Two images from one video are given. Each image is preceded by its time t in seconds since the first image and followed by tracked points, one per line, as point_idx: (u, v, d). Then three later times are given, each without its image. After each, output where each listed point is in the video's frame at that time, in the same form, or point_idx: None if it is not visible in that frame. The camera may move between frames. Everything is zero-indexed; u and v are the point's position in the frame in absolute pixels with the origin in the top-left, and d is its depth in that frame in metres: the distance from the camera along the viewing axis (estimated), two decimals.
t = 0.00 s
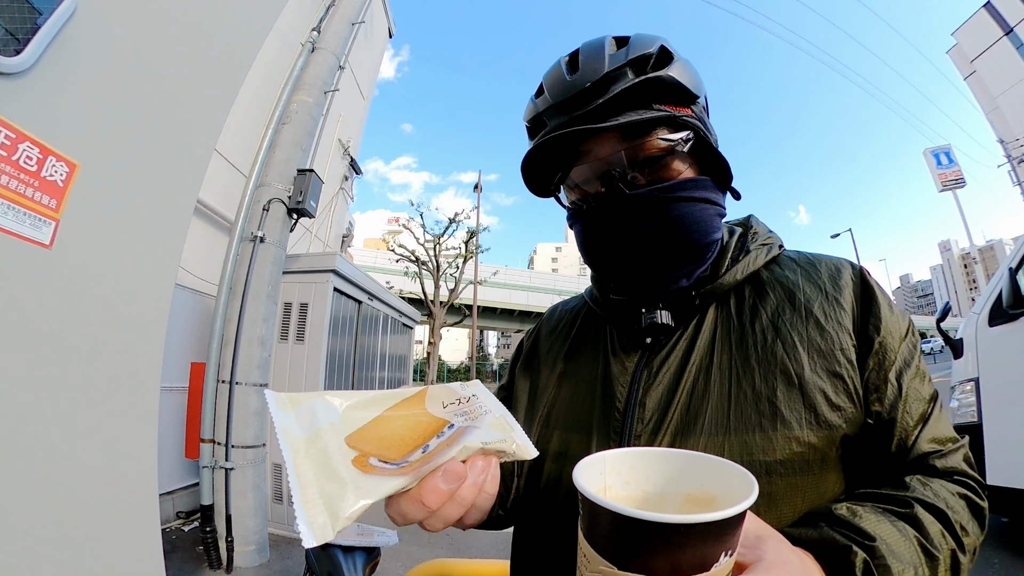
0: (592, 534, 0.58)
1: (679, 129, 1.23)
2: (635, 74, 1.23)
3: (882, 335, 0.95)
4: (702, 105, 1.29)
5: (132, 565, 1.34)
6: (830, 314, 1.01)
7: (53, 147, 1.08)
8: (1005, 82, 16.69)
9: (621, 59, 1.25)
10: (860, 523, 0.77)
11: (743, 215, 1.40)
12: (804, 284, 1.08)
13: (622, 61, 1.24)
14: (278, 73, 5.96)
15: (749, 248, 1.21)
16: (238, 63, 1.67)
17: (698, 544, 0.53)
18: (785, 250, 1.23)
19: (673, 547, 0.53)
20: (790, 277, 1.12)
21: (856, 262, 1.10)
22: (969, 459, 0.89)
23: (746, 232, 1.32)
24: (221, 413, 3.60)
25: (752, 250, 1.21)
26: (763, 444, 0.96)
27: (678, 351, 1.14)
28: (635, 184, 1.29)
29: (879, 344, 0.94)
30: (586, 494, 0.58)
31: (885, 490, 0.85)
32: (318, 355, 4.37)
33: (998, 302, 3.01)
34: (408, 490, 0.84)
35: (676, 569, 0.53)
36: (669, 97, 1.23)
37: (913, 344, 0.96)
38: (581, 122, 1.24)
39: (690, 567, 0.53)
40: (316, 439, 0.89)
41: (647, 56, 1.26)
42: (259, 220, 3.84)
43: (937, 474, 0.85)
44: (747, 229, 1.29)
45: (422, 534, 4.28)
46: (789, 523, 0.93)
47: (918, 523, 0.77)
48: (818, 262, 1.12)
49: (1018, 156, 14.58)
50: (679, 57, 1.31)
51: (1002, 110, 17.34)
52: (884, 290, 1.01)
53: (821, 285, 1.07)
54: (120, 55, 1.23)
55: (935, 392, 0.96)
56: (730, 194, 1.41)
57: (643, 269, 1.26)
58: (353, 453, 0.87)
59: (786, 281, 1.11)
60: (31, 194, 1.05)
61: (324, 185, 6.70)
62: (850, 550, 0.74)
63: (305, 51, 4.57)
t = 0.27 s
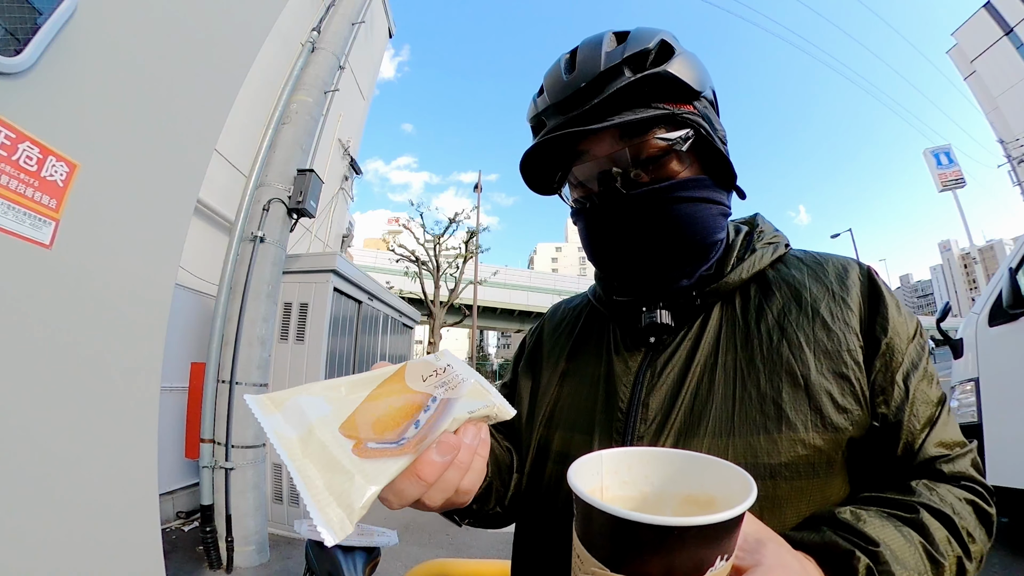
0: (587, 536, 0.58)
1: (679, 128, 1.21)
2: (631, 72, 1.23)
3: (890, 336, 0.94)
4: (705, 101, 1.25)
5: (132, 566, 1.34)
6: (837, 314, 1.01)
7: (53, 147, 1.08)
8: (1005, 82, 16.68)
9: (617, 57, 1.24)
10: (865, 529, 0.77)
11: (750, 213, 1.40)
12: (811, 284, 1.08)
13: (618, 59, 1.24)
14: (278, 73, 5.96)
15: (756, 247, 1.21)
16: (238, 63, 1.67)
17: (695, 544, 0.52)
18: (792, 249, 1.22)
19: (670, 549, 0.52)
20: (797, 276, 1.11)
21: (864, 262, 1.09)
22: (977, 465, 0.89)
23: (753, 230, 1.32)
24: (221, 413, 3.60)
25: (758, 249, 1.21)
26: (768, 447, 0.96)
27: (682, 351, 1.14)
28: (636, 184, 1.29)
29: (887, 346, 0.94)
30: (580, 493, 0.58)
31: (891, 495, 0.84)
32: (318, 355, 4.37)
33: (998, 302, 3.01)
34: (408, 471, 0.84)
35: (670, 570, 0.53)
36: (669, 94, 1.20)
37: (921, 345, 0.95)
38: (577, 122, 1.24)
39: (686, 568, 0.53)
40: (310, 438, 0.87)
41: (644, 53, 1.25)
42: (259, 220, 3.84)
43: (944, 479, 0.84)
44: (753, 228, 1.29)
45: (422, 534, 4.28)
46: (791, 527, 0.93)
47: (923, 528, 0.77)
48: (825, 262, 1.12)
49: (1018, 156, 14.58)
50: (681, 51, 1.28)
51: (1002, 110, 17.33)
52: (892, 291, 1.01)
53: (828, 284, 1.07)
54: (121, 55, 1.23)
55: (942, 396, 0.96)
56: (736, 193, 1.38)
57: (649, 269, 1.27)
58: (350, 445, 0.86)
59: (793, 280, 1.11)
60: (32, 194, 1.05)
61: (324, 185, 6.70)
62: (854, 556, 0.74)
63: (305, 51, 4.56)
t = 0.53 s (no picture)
0: (591, 540, 0.58)
1: (685, 123, 1.22)
2: (639, 66, 1.23)
3: (896, 338, 0.94)
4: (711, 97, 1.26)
5: (132, 566, 1.34)
6: (843, 315, 1.01)
7: (54, 147, 1.08)
8: (1005, 82, 16.67)
9: (623, 50, 1.24)
10: (871, 533, 0.77)
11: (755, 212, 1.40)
12: (817, 284, 1.08)
13: (624, 52, 1.24)
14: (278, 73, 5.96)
15: (761, 246, 1.22)
16: (239, 63, 1.67)
17: (702, 551, 0.52)
18: (796, 249, 1.23)
19: (674, 555, 0.52)
20: (802, 276, 1.11)
21: (870, 263, 1.09)
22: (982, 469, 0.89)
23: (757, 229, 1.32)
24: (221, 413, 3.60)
25: (763, 248, 1.21)
26: (773, 448, 0.96)
27: (686, 351, 1.14)
28: (640, 179, 1.29)
29: (893, 347, 0.94)
30: (584, 498, 0.58)
31: (897, 498, 0.84)
32: (318, 355, 4.37)
33: (998, 302, 3.01)
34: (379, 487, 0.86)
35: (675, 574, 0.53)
36: (677, 90, 1.21)
37: (927, 347, 0.95)
38: (583, 114, 1.24)
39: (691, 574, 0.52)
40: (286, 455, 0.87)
41: (651, 47, 1.25)
42: (259, 220, 3.84)
43: (949, 482, 0.84)
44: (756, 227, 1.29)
45: (422, 534, 4.28)
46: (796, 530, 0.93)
47: (929, 533, 0.77)
48: (831, 262, 1.12)
49: (1018, 156, 14.57)
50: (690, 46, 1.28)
51: (1002, 110, 17.34)
52: (899, 292, 1.01)
53: (834, 285, 1.07)
54: (121, 55, 1.23)
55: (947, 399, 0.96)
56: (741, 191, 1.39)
57: (654, 267, 1.28)
58: (324, 461, 0.87)
59: (799, 281, 1.11)
60: (32, 195, 1.05)
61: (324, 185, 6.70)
62: (860, 560, 0.73)
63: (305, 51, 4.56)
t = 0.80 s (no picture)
0: (592, 537, 0.58)
1: (697, 118, 1.24)
2: (655, 60, 1.25)
3: (896, 336, 0.95)
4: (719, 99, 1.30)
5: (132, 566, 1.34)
6: (843, 314, 1.01)
7: (53, 147, 1.09)
8: (1005, 82, 16.66)
9: (642, 44, 1.26)
10: (872, 529, 0.77)
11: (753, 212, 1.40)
12: (817, 284, 1.08)
13: (642, 46, 1.26)
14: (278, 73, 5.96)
15: (761, 245, 1.21)
16: (239, 63, 1.67)
17: (703, 548, 0.53)
18: (796, 249, 1.23)
19: (675, 551, 0.52)
20: (803, 276, 1.12)
21: (870, 262, 1.10)
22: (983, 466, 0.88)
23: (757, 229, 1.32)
24: (221, 413, 3.60)
25: (763, 247, 1.21)
26: (774, 446, 0.96)
27: (688, 351, 1.14)
28: (649, 173, 1.29)
29: (892, 345, 0.94)
30: (585, 495, 0.58)
31: (898, 496, 0.84)
32: (318, 355, 4.37)
33: (998, 302, 3.01)
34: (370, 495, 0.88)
35: (677, 571, 0.53)
36: (690, 87, 1.24)
37: (926, 344, 0.96)
38: (600, 103, 1.24)
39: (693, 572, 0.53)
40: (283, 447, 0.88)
41: (667, 44, 1.27)
42: (259, 220, 3.84)
43: (952, 480, 0.84)
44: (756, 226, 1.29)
45: (422, 534, 4.27)
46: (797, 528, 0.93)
47: (930, 529, 0.77)
48: (831, 261, 1.12)
49: (1018, 156, 14.56)
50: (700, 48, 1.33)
51: (1002, 109, 17.33)
52: (898, 290, 1.01)
53: (834, 284, 1.07)
54: (121, 56, 1.23)
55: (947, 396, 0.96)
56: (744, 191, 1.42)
57: (655, 265, 1.27)
58: (313, 461, 0.89)
59: (799, 280, 1.11)
60: (32, 194, 1.06)
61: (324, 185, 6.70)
62: (861, 556, 0.73)
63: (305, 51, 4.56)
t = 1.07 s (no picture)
0: (589, 529, 0.58)
1: (701, 119, 1.24)
2: (660, 61, 1.25)
3: (893, 334, 0.94)
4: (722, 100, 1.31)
5: (132, 567, 1.34)
6: (841, 313, 1.01)
7: (53, 146, 1.08)
8: (1005, 82, 16.66)
9: (647, 45, 1.27)
10: (868, 523, 0.77)
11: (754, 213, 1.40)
12: (815, 283, 1.08)
13: (647, 47, 1.26)
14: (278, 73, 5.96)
15: (761, 245, 1.21)
16: (239, 63, 1.67)
17: (696, 538, 0.53)
18: (796, 249, 1.23)
19: (670, 540, 0.52)
20: (802, 275, 1.12)
21: (869, 262, 1.09)
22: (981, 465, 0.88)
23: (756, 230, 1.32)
24: (221, 413, 3.59)
25: (763, 248, 1.21)
26: (774, 445, 0.96)
27: (688, 350, 1.14)
28: (651, 172, 1.29)
29: (890, 344, 0.94)
30: (581, 484, 0.59)
31: (895, 492, 0.84)
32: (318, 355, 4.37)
33: (998, 302, 3.01)
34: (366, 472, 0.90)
35: (672, 562, 0.53)
36: (693, 87, 1.24)
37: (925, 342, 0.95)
38: (604, 102, 1.24)
39: (687, 561, 0.53)
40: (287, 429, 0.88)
41: (672, 46, 1.28)
42: (259, 220, 3.84)
43: (950, 477, 0.83)
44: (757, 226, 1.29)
45: (421, 534, 4.27)
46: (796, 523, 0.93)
47: (928, 524, 0.77)
48: (830, 260, 1.12)
49: (1018, 156, 14.55)
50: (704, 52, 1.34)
51: (1001, 109, 17.33)
52: (896, 289, 1.01)
53: (833, 284, 1.07)
54: (121, 56, 1.23)
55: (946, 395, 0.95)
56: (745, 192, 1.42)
57: (655, 264, 1.27)
58: (314, 430, 0.90)
59: (798, 280, 1.11)
60: (32, 194, 1.05)
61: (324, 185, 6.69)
62: (858, 548, 0.73)
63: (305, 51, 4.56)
